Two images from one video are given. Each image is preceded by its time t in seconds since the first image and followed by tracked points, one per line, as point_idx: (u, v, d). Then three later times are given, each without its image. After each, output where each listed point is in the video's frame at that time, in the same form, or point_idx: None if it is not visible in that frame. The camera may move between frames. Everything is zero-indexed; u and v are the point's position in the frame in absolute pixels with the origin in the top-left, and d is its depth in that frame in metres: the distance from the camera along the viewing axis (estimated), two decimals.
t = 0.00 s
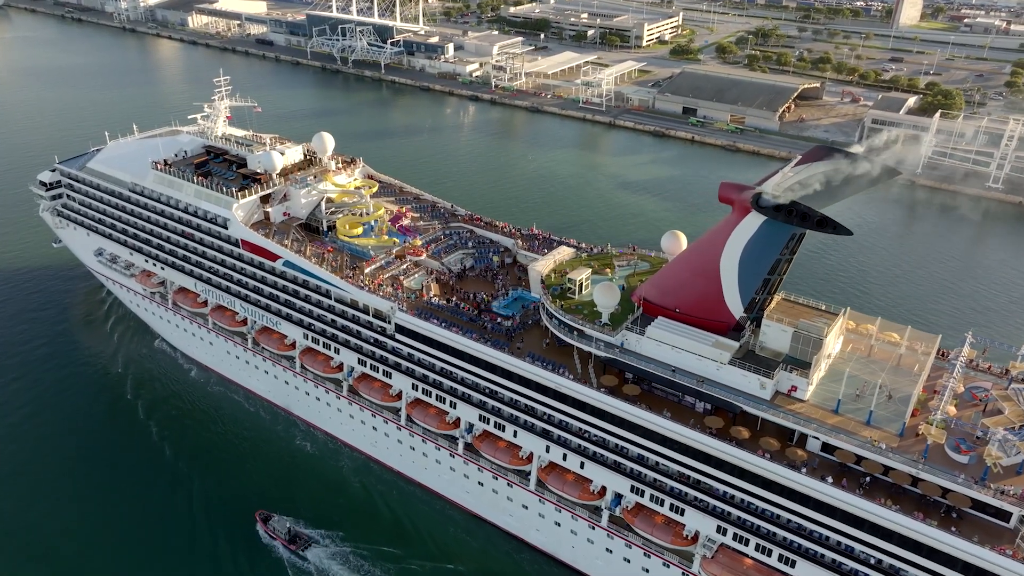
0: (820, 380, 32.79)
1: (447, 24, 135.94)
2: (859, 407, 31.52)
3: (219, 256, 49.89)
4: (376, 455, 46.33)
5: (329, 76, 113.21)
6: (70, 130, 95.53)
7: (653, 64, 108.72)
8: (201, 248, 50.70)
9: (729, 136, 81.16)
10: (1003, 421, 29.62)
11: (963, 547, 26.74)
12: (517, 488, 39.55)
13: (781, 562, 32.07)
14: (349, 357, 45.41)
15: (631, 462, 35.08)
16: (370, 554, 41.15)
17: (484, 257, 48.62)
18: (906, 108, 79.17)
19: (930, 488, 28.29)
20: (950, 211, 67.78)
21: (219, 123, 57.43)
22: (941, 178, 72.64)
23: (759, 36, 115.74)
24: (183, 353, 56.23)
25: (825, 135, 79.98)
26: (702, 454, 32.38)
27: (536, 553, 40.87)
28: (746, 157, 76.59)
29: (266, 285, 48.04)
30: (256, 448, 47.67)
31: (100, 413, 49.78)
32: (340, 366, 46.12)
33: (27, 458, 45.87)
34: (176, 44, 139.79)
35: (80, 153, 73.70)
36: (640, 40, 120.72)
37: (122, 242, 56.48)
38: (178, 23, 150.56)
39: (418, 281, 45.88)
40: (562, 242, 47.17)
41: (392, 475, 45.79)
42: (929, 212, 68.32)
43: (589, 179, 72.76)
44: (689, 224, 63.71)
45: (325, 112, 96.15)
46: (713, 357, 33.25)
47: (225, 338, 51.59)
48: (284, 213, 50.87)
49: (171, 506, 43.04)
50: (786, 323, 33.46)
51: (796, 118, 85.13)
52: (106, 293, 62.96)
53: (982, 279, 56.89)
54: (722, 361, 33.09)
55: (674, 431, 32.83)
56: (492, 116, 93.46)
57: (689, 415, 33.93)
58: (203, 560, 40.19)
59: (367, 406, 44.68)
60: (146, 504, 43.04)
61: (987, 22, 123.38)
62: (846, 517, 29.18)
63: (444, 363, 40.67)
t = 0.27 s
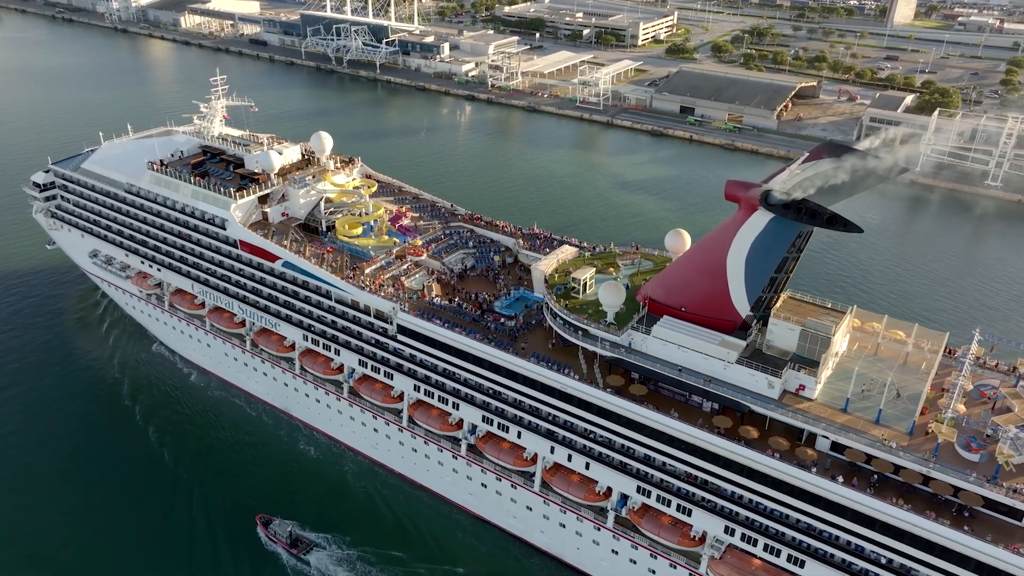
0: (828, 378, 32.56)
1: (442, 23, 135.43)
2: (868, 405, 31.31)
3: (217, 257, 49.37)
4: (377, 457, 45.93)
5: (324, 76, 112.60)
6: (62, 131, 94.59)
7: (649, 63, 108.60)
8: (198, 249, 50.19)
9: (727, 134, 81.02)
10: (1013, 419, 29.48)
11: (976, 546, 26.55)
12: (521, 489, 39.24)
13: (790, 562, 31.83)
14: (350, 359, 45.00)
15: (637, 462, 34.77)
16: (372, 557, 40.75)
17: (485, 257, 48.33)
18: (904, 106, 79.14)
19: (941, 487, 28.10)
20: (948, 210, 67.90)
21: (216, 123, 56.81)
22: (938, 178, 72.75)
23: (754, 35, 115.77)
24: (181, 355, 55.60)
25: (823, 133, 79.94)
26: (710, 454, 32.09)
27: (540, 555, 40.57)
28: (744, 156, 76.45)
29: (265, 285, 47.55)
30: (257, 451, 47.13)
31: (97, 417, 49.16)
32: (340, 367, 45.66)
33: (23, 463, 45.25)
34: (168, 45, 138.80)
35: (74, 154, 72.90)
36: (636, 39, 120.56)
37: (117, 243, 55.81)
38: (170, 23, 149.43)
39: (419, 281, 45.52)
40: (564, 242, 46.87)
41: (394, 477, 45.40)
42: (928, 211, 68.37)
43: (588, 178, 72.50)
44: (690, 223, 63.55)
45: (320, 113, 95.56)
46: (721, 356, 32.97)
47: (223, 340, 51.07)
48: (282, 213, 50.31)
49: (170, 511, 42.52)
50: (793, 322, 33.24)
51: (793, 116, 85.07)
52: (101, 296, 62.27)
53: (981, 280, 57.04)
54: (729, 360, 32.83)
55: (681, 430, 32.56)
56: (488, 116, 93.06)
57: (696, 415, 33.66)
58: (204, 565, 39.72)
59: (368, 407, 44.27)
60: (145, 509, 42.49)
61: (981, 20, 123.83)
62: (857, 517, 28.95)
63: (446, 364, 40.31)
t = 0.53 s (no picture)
0: (836, 377, 32.34)
1: (434, 23, 134.90)
2: (877, 404, 31.12)
3: (213, 258, 48.72)
4: (378, 460, 45.47)
5: (317, 76, 111.85)
6: (52, 133, 93.49)
7: (643, 62, 108.48)
8: (194, 250, 49.51)
9: (724, 133, 80.92)
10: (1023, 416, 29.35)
11: (989, 544, 26.39)
12: (525, 491, 38.88)
13: (799, 562, 31.61)
14: (349, 360, 44.49)
15: (644, 463, 34.44)
16: (375, 561, 40.29)
17: (485, 256, 47.93)
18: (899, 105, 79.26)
19: (953, 485, 27.93)
20: (944, 208, 68.07)
21: (210, 123, 56.13)
22: (934, 175, 72.89)
23: (747, 34, 115.91)
24: (178, 359, 54.84)
25: (819, 132, 79.98)
26: (718, 454, 31.79)
27: (544, 557, 40.25)
28: (741, 155, 76.37)
29: (262, 287, 46.95)
30: (258, 457, 46.50)
31: (93, 422, 48.40)
32: (339, 369, 45.15)
33: (18, 470, 44.53)
34: (158, 45, 137.62)
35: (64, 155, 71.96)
36: (629, 38, 120.49)
37: (110, 245, 55.07)
38: (159, 23, 148.14)
39: (419, 281, 45.07)
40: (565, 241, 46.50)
41: (396, 480, 44.96)
42: (924, 209, 68.51)
43: (585, 178, 72.25)
44: (689, 223, 63.37)
45: (314, 113, 94.88)
46: (728, 355, 32.66)
47: (220, 342, 50.41)
48: (279, 213, 49.73)
49: (170, 517, 41.89)
50: (801, 319, 32.99)
51: (789, 115, 85.10)
52: (93, 299, 61.46)
53: (979, 279, 57.20)
54: (737, 358, 32.54)
55: (689, 430, 32.25)
56: (482, 116, 92.63)
57: (704, 415, 33.36)
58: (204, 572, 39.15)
59: (368, 410, 43.80)
60: (143, 516, 41.83)
61: (971, 19, 124.49)
62: (869, 516, 28.72)
63: (449, 365, 39.85)
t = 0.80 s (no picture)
0: (842, 375, 32.17)
1: (427, 23, 134.45)
2: (884, 402, 30.96)
3: (209, 260, 48.18)
4: (378, 462, 45.08)
5: (309, 76, 111.18)
6: (42, 134, 92.50)
7: (638, 61, 108.34)
8: (189, 252, 48.93)
9: (720, 132, 80.83)
10: None
11: (1000, 543, 26.25)
12: (528, 492, 38.56)
13: (807, 562, 31.40)
14: (349, 362, 44.05)
15: (649, 463, 34.17)
16: (377, 565, 39.88)
17: (485, 256, 47.58)
18: (894, 103, 79.37)
19: (963, 483, 27.77)
20: (941, 207, 68.23)
21: (204, 123, 55.51)
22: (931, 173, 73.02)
23: (740, 33, 116.03)
24: (175, 363, 54.10)
25: (815, 130, 80.02)
26: (725, 453, 31.55)
27: (547, 558, 39.92)
28: (738, 154, 76.28)
29: (259, 288, 46.42)
30: (257, 460, 45.95)
31: (89, 427, 47.72)
32: (338, 371, 44.69)
33: (12, 476, 43.87)
34: (148, 45, 136.52)
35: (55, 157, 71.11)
36: (622, 38, 120.37)
37: (104, 247, 54.41)
38: (149, 23, 146.96)
39: (419, 282, 44.67)
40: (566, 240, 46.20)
41: (399, 484, 44.49)
42: (920, 207, 68.62)
43: (583, 177, 72.04)
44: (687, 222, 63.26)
45: (308, 113, 94.25)
46: (733, 354, 32.46)
47: (216, 345, 49.84)
48: (276, 214, 49.22)
49: (167, 524, 41.32)
50: (806, 318, 32.80)
51: (784, 113, 85.12)
52: (86, 301, 60.71)
53: (977, 277, 57.37)
54: (743, 357, 32.32)
55: (696, 430, 32.00)
56: (477, 116, 92.22)
57: (710, 415, 33.12)
58: None
59: (368, 412, 43.39)
60: (141, 522, 41.28)
61: (963, 17, 125.11)
62: (878, 515, 28.54)
63: (451, 366, 39.47)
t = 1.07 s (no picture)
0: (849, 373, 31.98)
1: (420, 22, 133.96)
2: (891, 400, 30.78)
3: (205, 261, 47.60)
4: (378, 465, 44.66)
5: (302, 76, 110.49)
6: (32, 136, 91.42)
7: (632, 61, 108.19)
8: (185, 253, 48.34)
9: (716, 131, 80.76)
10: None
11: (1011, 541, 26.08)
12: (531, 494, 38.22)
13: (815, 562, 31.20)
14: (348, 364, 43.58)
15: (654, 464, 33.90)
16: (379, 570, 39.47)
17: (484, 256, 47.26)
18: (889, 101, 79.49)
19: (972, 481, 27.60)
20: (937, 204, 68.35)
21: (199, 123, 54.86)
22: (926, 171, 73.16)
23: (733, 32, 116.16)
24: (173, 367, 53.31)
25: (811, 129, 80.06)
26: (732, 453, 31.29)
27: (550, 560, 39.61)
28: (734, 153, 76.18)
29: (256, 290, 45.89)
30: (255, 465, 45.41)
31: (84, 433, 46.98)
32: (337, 373, 44.24)
33: (6, 483, 43.16)
34: (138, 46, 135.35)
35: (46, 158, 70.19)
36: (616, 37, 120.26)
37: (97, 249, 53.71)
38: (138, 24, 145.72)
39: (418, 282, 44.27)
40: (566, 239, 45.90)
41: (404, 489, 43.93)
42: (917, 205, 68.73)
43: (580, 177, 71.78)
44: (685, 221, 63.10)
45: (301, 114, 93.60)
46: (739, 353, 32.21)
47: (212, 347, 49.24)
48: (272, 215, 48.75)
49: (166, 531, 40.69)
50: (811, 316, 32.60)
51: (780, 112, 85.15)
52: (78, 304, 59.89)
53: (975, 275, 57.48)
54: (748, 357, 32.08)
55: (702, 430, 31.72)
56: (472, 116, 91.82)
57: (716, 414, 32.87)
58: None
59: (368, 414, 42.95)
60: (139, 529, 40.72)
61: (954, 16, 125.81)
62: (888, 514, 28.33)
63: (452, 367, 39.07)
